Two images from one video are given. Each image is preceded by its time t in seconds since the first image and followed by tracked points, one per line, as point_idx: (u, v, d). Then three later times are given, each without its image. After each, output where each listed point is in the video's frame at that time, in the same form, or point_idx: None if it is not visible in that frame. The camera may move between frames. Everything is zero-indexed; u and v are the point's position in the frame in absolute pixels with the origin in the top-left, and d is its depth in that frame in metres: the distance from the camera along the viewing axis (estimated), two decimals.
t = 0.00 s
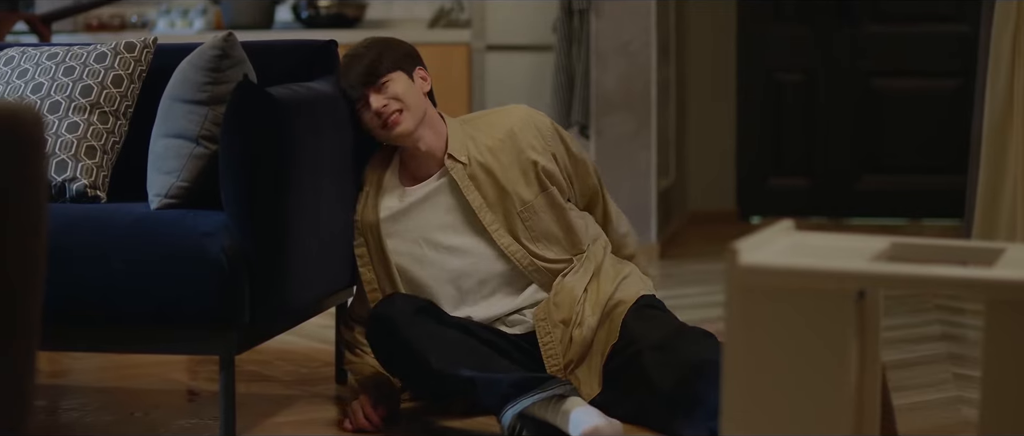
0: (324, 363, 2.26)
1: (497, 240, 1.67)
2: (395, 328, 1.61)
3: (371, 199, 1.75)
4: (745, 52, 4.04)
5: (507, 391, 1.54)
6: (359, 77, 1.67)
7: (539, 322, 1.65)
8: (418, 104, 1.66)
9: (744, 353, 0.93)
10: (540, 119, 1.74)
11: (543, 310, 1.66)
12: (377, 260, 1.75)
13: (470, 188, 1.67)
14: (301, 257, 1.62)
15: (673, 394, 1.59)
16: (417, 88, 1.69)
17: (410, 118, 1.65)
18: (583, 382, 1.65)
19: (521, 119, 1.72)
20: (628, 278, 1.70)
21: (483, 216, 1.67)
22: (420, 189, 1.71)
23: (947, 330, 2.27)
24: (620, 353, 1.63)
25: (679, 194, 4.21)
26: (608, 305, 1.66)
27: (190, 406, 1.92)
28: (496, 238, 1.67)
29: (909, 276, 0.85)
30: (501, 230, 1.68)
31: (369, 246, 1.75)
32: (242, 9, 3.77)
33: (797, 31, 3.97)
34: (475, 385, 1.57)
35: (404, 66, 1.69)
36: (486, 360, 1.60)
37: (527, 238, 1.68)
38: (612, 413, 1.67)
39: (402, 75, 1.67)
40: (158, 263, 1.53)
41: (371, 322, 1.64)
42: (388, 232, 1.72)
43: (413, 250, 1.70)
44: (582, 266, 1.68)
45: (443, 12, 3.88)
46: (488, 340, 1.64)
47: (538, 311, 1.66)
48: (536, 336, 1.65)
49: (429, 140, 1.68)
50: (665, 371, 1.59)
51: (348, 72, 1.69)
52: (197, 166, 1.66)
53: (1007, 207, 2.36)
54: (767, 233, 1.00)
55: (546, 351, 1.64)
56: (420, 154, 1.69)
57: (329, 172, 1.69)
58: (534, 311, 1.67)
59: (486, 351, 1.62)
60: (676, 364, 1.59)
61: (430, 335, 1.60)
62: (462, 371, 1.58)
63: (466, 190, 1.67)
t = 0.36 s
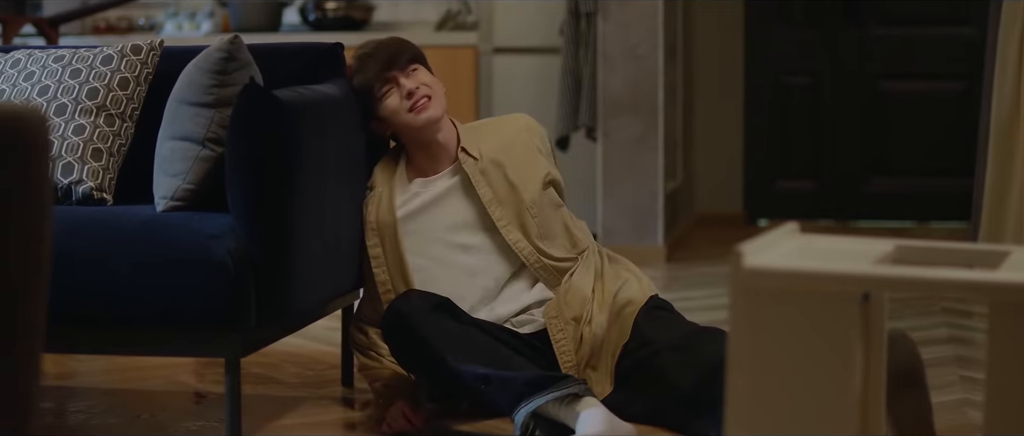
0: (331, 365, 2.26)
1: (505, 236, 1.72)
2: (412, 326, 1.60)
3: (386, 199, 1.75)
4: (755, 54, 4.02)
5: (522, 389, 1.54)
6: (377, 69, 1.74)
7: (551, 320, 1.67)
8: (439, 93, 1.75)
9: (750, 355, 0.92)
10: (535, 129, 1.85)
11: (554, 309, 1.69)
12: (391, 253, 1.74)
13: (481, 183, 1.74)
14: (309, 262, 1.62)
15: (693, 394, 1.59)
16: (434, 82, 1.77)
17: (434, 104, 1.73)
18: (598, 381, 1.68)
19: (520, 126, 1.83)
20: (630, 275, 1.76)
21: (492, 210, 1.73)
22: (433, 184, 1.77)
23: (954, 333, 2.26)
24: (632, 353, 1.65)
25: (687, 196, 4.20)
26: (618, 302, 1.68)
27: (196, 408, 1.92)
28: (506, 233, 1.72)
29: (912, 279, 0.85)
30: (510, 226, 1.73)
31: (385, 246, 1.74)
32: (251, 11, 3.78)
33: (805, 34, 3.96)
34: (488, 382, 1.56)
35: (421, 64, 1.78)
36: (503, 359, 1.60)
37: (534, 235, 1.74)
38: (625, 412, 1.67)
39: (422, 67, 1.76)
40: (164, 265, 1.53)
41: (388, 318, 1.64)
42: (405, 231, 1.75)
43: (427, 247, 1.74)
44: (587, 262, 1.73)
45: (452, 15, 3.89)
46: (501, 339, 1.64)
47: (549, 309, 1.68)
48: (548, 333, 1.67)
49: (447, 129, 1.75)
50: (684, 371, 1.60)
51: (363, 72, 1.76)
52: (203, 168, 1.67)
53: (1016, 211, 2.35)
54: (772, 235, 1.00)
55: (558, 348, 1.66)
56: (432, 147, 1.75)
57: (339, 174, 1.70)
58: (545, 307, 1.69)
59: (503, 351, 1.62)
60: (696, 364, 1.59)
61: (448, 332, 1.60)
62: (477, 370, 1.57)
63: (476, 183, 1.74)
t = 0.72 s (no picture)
0: (332, 366, 2.26)
1: (507, 229, 1.75)
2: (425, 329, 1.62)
3: (398, 199, 1.75)
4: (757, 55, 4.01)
5: (520, 396, 1.51)
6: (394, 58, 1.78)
7: (559, 315, 1.69)
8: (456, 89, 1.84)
9: (749, 356, 0.92)
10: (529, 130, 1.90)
11: (561, 305, 1.70)
12: (404, 246, 1.73)
13: (484, 177, 1.77)
14: (309, 263, 1.61)
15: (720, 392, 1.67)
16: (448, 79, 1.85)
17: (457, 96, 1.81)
18: (608, 376, 1.70)
19: (516, 127, 1.88)
20: (626, 273, 1.80)
21: (494, 205, 1.76)
22: (442, 181, 1.78)
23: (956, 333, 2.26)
24: (651, 351, 1.71)
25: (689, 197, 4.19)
26: (625, 300, 1.72)
27: (198, 409, 1.92)
28: (507, 227, 1.76)
29: (912, 280, 0.84)
30: (513, 220, 1.76)
31: (399, 242, 1.73)
32: (253, 11, 3.77)
33: (807, 35, 3.96)
34: (489, 386, 1.54)
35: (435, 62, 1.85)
36: (509, 360, 1.58)
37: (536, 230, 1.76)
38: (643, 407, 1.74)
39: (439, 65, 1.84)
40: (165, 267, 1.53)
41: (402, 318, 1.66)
42: (417, 227, 1.75)
43: (438, 242, 1.74)
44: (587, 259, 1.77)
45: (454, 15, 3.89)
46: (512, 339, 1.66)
47: (557, 305, 1.70)
48: (558, 329, 1.69)
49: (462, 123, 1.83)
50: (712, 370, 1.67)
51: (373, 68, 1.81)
52: (204, 169, 1.67)
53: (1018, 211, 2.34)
54: (772, 235, 1.00)
55: (568, 340, 1.68)
56: (444, 136, 1.78)
57: (341, 174, 1.70)
58: (552, 302, 1.71)
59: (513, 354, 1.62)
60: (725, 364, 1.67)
61: (459, 335, 1.60)
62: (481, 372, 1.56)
63: (480, 177, 1.77)
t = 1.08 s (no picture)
0: (332, 366, 2.26)
1: (510, 225, 1.76)
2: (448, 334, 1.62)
3: (399, 196, 1.75)
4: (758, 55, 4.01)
5: (537, 404, 1.50)
6: (409, 51, 1.82)
7: (570, 311, 1.68)
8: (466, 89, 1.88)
9: (747, 355, 0.92)
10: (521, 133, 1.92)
11: (570, 301, 1.69)
12: (406, 243, 1.72)
13: (487, 172, 1.78)
14: (308, 262, 1.61)
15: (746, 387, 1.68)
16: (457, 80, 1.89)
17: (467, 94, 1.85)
18: (623, 366, 1.68)
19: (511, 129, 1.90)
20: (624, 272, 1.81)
21: (497, 200, 1.77)
22: (445, 174, 1.79)
23: (955, 334, 2.26)
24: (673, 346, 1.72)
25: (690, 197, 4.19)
26: (631, 299, 1.74)
27: (198, 409, 1.92)
28: (510, 222, 1.76)
29: (911, 280, 0.84)
30: (515, 216, 1.76)
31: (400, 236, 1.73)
32: (254, 11, 3.77)
33: (807, 35, 3.96)
34: (507, 395, 1.53)
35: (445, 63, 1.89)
36: (529, 365, 1.55)
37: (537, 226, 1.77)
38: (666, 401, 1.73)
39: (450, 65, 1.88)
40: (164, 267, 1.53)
41: (427, 324, 1.66)
42: (417, 222, 1.75)
43: (441, 238, 1.74)
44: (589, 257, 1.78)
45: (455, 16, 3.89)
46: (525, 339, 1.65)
47: (566, 301, 1.69)
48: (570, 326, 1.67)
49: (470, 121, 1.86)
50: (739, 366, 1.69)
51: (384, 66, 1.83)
52: (204, 169, 1.67)
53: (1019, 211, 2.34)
54: (771, 235, 0.99)
55: (581, 336, 1.66)
56: (453, 128, 1.81)
57: (341, 174, 1.70)
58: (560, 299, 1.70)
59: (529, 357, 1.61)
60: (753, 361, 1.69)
61: (480, 341, 1.59)
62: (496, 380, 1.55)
63: (484, 172, 1.78)
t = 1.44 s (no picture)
0: (334, 366, 2.26)
1: (513, 224, 1.76)
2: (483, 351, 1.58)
3: (399, 196, 1.74)
4: (761, 56, 4.02)
5: (564, 417, 1.44)
6: (415, 49, 1.82)
7: (581, 313, 1.68)
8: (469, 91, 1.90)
9: (746, 355, 0.92)
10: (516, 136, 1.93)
11: (579, 302, 1.69)
12: (406, 243, 1.71)
13: (489, 171, 1.79)
14: (310, 263, 1.61)
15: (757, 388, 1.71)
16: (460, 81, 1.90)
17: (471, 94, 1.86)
18: (635, 367, 1.68)
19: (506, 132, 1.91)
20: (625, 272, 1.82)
21: (499, 198, 1.77)
22: (446, 173, 1.79)
23: (957, 334, 2.25)
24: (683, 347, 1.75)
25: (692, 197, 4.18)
26: (636, 298, 1.75)
27: (200, 409, 1.92)
28: (513, 221, 1.75)
29: (910, 281, 0.85)
30: (516, 214, 1.76)
31: (401, 239, 1.72)
32: (257, 12, 3.78)
33: (810, 36, 3.96)
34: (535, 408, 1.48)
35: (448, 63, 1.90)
36: (562, 382, 1.50)
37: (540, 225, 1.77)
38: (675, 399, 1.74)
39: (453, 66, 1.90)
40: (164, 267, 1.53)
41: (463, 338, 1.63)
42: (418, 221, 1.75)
43: (443, 238, 1.74)
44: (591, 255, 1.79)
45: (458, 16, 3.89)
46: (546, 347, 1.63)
47: (575, 303, 1.69)
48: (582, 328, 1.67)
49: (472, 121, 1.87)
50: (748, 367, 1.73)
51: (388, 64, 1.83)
52: (205, 169, 1.67)
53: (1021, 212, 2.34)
54: (771, 236, 0.99)
55: (593, 336, 1.66)
56: (456, 126, 1.81)
57: (342, 174, 1.70)
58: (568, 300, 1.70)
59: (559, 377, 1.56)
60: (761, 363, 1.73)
61: (514, 356, 1.55)
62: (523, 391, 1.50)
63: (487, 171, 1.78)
